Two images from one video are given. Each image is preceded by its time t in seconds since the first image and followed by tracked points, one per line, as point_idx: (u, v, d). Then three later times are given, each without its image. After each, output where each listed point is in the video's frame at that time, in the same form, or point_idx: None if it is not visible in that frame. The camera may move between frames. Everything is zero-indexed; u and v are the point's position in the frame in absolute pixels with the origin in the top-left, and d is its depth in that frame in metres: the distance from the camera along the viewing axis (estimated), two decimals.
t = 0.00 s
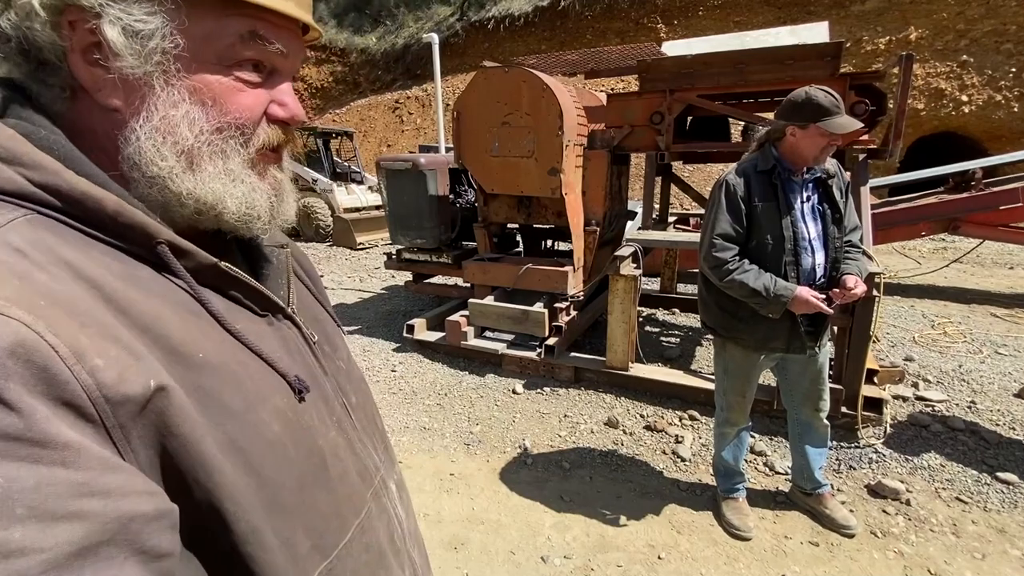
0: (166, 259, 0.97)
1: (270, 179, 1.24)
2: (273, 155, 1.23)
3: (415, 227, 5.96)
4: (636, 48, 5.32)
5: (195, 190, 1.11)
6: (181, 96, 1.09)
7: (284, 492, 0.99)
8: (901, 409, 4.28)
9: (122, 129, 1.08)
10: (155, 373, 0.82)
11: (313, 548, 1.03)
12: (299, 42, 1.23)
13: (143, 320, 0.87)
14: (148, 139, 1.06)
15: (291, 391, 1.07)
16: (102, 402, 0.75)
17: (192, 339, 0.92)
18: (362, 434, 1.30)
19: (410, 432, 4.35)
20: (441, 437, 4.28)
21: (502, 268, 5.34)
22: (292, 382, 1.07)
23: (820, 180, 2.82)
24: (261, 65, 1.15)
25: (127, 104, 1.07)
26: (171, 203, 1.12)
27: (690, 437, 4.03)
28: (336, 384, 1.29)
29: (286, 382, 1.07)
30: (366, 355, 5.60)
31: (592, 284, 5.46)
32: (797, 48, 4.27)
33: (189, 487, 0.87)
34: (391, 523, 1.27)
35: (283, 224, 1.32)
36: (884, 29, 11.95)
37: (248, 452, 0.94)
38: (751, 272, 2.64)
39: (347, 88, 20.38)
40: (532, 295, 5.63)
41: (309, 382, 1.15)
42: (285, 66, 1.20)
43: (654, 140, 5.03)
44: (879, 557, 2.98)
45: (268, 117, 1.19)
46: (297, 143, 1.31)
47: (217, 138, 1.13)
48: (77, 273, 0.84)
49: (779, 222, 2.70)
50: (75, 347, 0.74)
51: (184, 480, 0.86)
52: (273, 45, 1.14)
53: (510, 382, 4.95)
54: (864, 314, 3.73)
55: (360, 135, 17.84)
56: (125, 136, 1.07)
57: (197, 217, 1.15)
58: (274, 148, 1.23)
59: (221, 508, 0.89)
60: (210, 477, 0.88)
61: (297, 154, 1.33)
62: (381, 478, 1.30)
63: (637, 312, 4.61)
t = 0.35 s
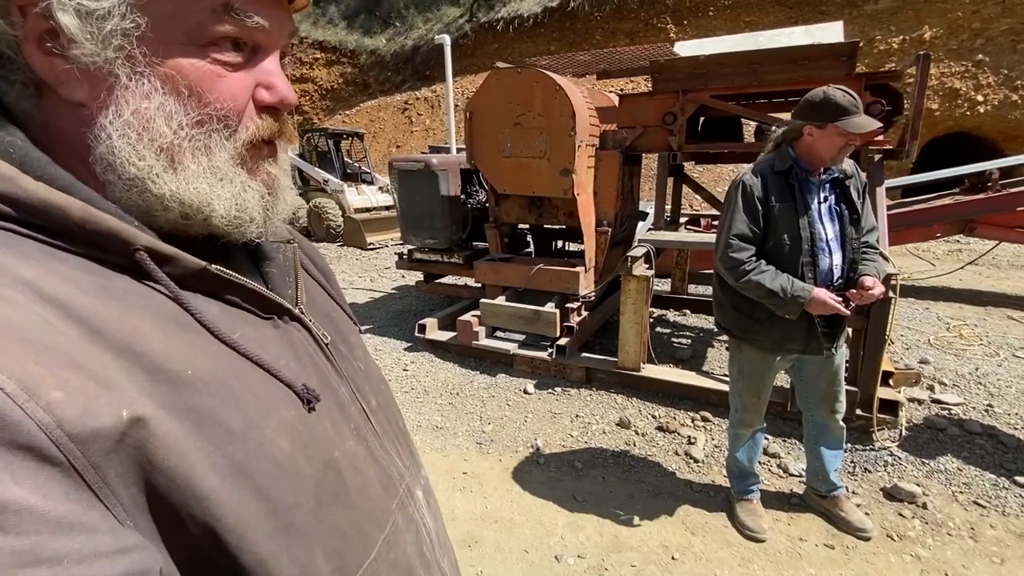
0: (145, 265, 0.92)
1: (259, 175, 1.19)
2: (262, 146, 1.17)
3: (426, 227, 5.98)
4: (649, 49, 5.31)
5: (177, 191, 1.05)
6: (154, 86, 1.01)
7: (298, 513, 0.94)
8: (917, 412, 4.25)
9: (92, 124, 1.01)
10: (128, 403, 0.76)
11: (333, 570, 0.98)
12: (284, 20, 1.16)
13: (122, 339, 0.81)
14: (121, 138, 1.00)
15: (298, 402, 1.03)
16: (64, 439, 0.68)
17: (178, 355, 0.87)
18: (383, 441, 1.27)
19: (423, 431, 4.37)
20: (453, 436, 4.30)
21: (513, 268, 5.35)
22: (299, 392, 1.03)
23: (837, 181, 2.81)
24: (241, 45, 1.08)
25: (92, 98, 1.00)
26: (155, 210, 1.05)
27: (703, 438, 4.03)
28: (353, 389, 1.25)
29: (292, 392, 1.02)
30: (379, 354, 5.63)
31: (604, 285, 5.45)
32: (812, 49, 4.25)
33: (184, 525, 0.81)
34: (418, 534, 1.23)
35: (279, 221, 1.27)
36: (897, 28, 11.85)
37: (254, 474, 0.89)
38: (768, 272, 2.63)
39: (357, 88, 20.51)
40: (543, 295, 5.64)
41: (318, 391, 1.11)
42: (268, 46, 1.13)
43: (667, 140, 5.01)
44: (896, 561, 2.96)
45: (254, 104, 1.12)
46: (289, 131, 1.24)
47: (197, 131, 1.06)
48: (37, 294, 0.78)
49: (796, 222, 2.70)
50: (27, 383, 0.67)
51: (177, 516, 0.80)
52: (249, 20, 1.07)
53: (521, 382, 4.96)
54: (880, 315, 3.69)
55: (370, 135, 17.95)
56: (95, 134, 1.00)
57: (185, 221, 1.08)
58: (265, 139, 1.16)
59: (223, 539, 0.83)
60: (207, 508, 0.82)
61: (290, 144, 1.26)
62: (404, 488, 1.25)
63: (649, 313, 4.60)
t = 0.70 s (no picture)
0: (212, 255, 0.95)
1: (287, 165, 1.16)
2: (280, 141, 1.14)
3: (434, 227, 6.00)
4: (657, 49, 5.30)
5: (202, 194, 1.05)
6: (157, 93, 1.00)
7: (340, 503, 0.96)
8: (927, 414, 4.22)
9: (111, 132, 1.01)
10: (208, 380, 0.79)
11: (366, 562, 1.01)
12: (292, 6, 1.10)
13: (195, 323, 0.84)
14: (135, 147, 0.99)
15: (342, 395, 1.05)
16: (153, 412, 0.72)
17: (241, 342, 0.89)
18: (407, 444, 1.28)
19: (431, 430, 4.38)
20: (462, 435, 4.31)
21: (522, 268, 5.36)
22: (343, 386, 1.05)
23: (849, 181, 2.82)
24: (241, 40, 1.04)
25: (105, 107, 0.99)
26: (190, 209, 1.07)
27: (712, 439, 4.02)
28: (382, 390, 1.27)
29: (337, 386, 1.05)
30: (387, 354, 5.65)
31: (613, 285, 5.45)
32: (822, 48, 4.23)
33: (245, 502, 0.84)
34: (436, 535, 1.24)
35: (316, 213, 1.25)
36: (907, 27, 11.74)
37: (306, 461, 0.91)
38: (780, 273, 2.63)
39: (364, 89, 20.55)
40: (551, 295, 5.64)
41: (357, 385, 1.13)
42: (274, 37, 1.08)
43: (676, 140, 5.00)
44: (907, 563, 2.95)
45: (264, 100, 1.09)
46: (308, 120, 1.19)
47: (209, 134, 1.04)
48: (122, 273, 0.80)
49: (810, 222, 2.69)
50: (125, 354, 0.72)
51: (237, 495, 0.84)
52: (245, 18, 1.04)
53: (529, 382, 4.97)
54: (891, 316, 3.66)
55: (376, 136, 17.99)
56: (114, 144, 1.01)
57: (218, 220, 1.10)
58: (280, 134, 1.13)
59: (274, 521, 0.87)
60: (266, 488, 0.85)
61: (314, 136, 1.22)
62: (426, 488, 1.27)
63: (657, 313, 4.59)
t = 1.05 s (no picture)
0: (228, 274, 0.95)
1: (321, 192, 1.20)
2: (321, 164, 1.18)
3: (442, 227, 6.01)
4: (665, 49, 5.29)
5: (240, 211, 1.07)
6: (216, 109, 1.04)
7: (347, 528, 0.97)
8: (938, 417, 4.18)
9: (164, 144, 1.04)
10: (213, 407, 0.79)
11: None
12: (347, 33, 1.16)
13: (205, 345, 0.84)
14: (186, 159, 1.02)
15: (353, 416, 1.05)
16: (157, 440, 0.72)
17: (252, 364, 0.89)
18: (421, 462, 1.29)
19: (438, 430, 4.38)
20: (469, 435, 4.31)
21: (529, 268, 5.36)
22: (354, 407, 1.06)
23: (861, 181, 2.78)
24: (300, 62, 1.09)
25: (163, 119, 1.03)
26: (223, 226, 1.08)
27: (720, 441, 4.00)
28: (397, 407, 1.27)
29: (348, 408, 1.05)
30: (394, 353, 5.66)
31: (620, 285, 5.44)
32: (832, 48, 4.21)
33: (247, 527, 0.84)
34: (445, 557, 1.25)
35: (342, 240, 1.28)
36: (917, 25, 11.65)
37: (313, 486, 0.92)
38: (789, 274, 2.61)
39: (371, 88, 20.62)
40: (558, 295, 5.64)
41: (369, 405, 1.13)
42: (330, 61, 1.13)
43: (685, 140, 4.98)
44: (918, 567, 2.92)
45: (313, 122, 1.13)
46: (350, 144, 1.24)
47: (257, 150, 1.07)
48: (134, 292, 0.81)
49: (819, 223, 2.68)
50: (129, 380, 0.71)
51: (240, 521, 0.83)
52: (309, 39, 1.07)
53: (536, 382, 4.97)
54: (902, 317, 3.65)
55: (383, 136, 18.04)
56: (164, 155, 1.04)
57: (249, 238, 1.11)
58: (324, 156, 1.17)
59: (275, 548, 0.86)
60: (268, 515, 0.85)
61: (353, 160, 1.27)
62: (437, 509, 1.28)
63: (665, 314, 4.57)
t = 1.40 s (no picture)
0: (235, 267, 0.97)
1: (260, 164, 1.08)
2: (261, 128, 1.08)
3: (450, 227, 6.02)
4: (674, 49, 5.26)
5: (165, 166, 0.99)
6: (154, 56, 1.03)
7: (346, 531, 0.95)
8: (950, 420, 4.13)
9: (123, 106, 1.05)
10: (205, 401, 0.79)
11: None
12: None
13: (206, 339, 0.85)
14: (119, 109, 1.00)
15: (359, 414, 1.04)
16: (144, 431, 0.72)
17: (253, 357, 0.89)
18: (434, 463, 1.29)
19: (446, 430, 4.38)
20: (477, 435, 4.31)
21: (537, 269, 5.35)
22: (360, 405, 1.04)
23: (874, 182, 2.76)
24: (238, 9, 1.05)
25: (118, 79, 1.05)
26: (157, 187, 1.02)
27: (728, 443, 3.98)
28: (411, 406, 1.27)
29: (354, 406, 1.04)
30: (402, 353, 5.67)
31: (628, 286, 5.42)
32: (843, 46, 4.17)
33: (240, 525, 0.84)
34: (455, 561, 1.25)
35: (296, 232, 1.12)
36: (929, 25, 11.55)
37: (310, 487, 0.91)
38: (801, 276, 2.59)
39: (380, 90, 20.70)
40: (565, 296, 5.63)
41: (377, 404, 1.12)
42: (276, 12, 1.07)
43: (693, 140, 4.95)
44: (930, 572, 2.89)
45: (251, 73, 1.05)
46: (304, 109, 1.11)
47: (186, 99, 1.02)
48: (133, 281, 0.82)
49: (831, 224, 2.65)
50: (118, 371, 0.72)
51: (233, 518, 0.83)
52: None
53: (544, 382, 4.96)
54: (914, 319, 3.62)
55: (391, 137, 18.08)
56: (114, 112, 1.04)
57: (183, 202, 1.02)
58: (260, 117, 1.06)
59: (269, 547, 0.85)
60: (260, 514, 0.84)
61: (313, 134, 1.14)
62: (447, 513, 1.26)
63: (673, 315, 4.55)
